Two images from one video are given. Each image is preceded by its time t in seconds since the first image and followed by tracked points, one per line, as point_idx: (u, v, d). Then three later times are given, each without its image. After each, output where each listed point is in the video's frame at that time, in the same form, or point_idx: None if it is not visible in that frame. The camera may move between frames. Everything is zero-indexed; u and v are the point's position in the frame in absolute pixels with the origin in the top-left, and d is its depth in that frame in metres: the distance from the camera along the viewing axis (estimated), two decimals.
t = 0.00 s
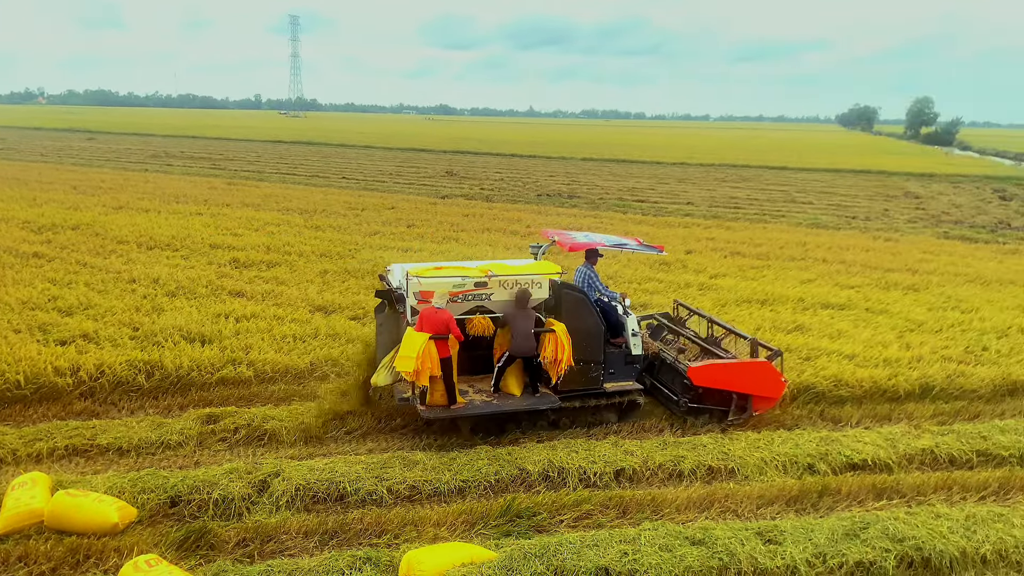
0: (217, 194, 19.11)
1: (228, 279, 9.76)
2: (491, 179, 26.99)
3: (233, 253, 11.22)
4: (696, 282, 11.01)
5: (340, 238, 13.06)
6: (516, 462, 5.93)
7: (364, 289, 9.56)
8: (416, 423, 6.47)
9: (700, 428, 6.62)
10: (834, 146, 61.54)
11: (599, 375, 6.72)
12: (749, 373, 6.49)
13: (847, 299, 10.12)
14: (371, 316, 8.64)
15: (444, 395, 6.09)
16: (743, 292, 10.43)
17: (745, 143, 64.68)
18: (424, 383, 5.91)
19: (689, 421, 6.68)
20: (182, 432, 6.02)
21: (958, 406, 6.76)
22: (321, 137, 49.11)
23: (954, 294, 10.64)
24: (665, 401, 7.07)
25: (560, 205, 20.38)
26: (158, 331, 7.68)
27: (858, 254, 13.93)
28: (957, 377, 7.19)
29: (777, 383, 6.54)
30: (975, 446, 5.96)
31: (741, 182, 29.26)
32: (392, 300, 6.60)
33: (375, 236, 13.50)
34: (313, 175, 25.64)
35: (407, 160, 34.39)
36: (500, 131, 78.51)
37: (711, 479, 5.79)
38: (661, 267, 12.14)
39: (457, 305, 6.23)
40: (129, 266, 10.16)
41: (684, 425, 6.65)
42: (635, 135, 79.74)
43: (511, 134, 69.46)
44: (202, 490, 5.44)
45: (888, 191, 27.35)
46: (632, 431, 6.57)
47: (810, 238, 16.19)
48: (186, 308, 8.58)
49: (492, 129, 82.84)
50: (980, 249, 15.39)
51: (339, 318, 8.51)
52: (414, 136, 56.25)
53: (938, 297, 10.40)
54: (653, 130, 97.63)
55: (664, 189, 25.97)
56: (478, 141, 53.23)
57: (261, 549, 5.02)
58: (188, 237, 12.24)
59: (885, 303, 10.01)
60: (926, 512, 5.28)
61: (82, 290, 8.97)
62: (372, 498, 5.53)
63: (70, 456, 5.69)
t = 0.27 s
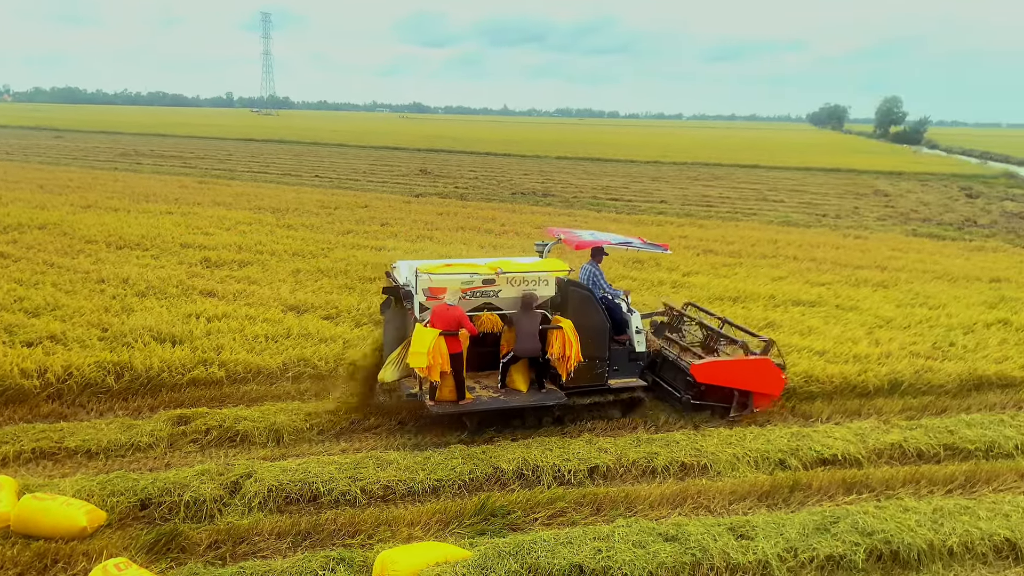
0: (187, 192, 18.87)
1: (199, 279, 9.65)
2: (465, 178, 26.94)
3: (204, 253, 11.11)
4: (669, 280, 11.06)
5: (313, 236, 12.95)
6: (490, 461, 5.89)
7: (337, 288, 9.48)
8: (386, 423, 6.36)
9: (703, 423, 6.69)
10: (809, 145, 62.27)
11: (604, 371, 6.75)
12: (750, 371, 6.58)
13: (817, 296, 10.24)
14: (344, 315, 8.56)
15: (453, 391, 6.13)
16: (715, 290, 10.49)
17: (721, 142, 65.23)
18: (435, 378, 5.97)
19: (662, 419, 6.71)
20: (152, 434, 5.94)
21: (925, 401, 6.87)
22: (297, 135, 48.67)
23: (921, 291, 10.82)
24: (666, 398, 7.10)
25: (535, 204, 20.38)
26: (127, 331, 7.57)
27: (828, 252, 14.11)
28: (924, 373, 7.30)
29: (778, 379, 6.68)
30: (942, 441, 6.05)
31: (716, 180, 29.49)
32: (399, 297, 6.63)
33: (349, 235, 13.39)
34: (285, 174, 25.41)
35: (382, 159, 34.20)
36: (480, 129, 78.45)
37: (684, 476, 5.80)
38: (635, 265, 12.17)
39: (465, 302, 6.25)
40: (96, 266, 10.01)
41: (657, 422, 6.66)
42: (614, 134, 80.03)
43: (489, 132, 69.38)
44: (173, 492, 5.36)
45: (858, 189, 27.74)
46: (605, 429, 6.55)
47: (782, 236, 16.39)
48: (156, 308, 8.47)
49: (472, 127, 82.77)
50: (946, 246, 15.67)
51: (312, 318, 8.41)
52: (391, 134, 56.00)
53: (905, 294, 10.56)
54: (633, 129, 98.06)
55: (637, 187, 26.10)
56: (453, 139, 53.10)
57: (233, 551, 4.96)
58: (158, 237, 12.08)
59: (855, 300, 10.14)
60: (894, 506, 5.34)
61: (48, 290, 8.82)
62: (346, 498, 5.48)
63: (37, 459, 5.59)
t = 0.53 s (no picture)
0: (156, 191, 18.61)
1: (168, 279, 9.53)
2: (438, 176, 26.85)
3: (174, 252, 10.99)
4: (642, 278, 11.10)
5: (284, 235, 12.81)
6: (464, 459, 5.85)
7: (309, 287, 9.38)
8: (355, 422, 6.26)
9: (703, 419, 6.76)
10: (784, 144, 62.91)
11: (606, 367, 6.76)
12: (749, 367, 6.63)
13: (788, 293, 10.34)
14: (317, 314, 8.48)
15: (457, 387, 6.18)
16: (688, 287, 10.56)
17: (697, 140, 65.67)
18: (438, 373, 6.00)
19: (635, 416, 6.73)
20: (121, 436, 5.85)
21: (893, 396, 6.98)
22: (271, 134, 48.12)
23: (889, 287, 10.98)
24: (666, 394, 7.16)
25: (508, 202, 20.36)
26: (95, 332, 7.46)
27: (798, 249, 14.26)
28: (892, 368, 7.41)
29: (778, 376, 6.71)
30: (910, 435, 6.14)
31: (691, 179, 29.67)
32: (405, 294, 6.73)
33: (321, 234, 13.26)
34: (256, 172, 25.15)
35: (357, 157, 33.94)
36: (459, 128, 78.29)
37: (657, 472, 5.81)
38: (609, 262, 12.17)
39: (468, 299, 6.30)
40: (62, 266, 9.84)
41: (631, 420, 6.68)
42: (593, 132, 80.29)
43: (467, 130, 69.26)
44: (142, 494, 5.27)
45: (829, 187, 28.10)
46: (578, 426, 6.53)
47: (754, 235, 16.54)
48: (124, 309, 8.36)
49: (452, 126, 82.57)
50: (913, 242, 15.93)
51: (284, 317, 8.30)
52: (367, 133, 55.64)
53: (873, 290, 10.71)
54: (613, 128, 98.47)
55: (610, 186, 26.20)
56: (428, 138, 52.85)
57: (204, 553, 4.89)
58: (127, 237, 11.91)
59: (824, 297, 10.26)
60: (863, 499, 5.40)
61: (13, 291, 8.67)
62: (318, 499, 5.42)
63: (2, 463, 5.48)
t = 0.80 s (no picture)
0: (123, 190, 18.30)
1: (136, 278, 9.39)
2: (411, 174, 26.73)
3: (142, 251, 10.84)
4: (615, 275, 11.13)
5: (254, 234, 12.66)
6: (437, 457, 5.80)
7: (281, 286, 9.27)
8: (326, 421, 6.19)
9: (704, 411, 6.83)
10: (760, 141, 63.53)
11: (608, 361, 6.87)
12: (747, 360, 6.72)
13: (758, 289, 10.44)
14: (289, 313, 8.39)
15: (464, 382, 6.11)
16: (660, 284, 10.60)
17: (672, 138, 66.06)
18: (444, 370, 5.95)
19: (608, 412, 6.71)
20: (88, 438, 5.75)
21: (862, 390, 7.08)
22: (243, 131, 47.53)
23: (857, 282, 11.14)
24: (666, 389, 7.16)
25: (482, 200, 20.34)
26: (61, 332, 7.32)
27: (768, 245, 14.42)
28: (861, 362, 7.52)
29: (776, 367, 6.84)
30: (879, 428, 6.24)
31: (666, 176, 29.82)
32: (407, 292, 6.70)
33: (292, 232, 13.14)
34: (227, 171, 24.85)
35: (331, 155, 33.64)
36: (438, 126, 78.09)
37: (630, 467, 5.81)
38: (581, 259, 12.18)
39: (472, 296, 6.30)
40: (24, 266, 9.63)
41: (604, 415, 6.67)
42: (572, 130, 80.45)
43: (445, 128, 69.06)
44: (110, 497, 5.17)
45: (799, 184, 28.45)
46: (552, 423, 6.50)
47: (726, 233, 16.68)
48: (91, 309, 8.22)
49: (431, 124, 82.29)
50: (880, 239, 16.19)
51: (256, 316, 8.21)
52: (343, 130, 55.24)
53: (841, 286, 10.85)
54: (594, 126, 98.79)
55: (584, 183, 26.26)
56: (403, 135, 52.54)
57: (174, 555, 4.81)
58: (92, 237, 11.69)
59: (794, 292, 10.37)
60: (833, 493, 5.46)
61: None
62: (291, 499, 5.35)
63: None
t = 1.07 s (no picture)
0: (89, 188, 17.98)
1: (103, 278, 9.24)
2: (383, 171, 26.63)
3: (109, 250, 10.68)
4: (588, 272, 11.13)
5: (222, 233, 12.51)
6: (410, 456, 5.74)
7: (251, 285, 9.17)
8: (298, 420, 6.11)
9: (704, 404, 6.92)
10: (736, 139, 64.04)
11: (611, 356, 6.87)
12: (744, 353, 6.80)
13: (729, 286, 10.51)
14: (260, 311, 8.29)
15: (472, 377, 6.13)
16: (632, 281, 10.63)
17: (648, 136, 66.39)
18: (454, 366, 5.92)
19: (582, 409, 6.70)
20: (54, 440, 5.64)
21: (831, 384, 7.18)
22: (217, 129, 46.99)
23: (826, 278, 11.28)
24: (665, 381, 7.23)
25: (454, 197, 20.30)
26: (26, 333, 7.19)
27: (739, 242, 14.55)
28: (831, 357, 7.62)
29: (774, 359, 6.93)
30: (848, 422, 6.32)
31: (640, 174, 29.97)
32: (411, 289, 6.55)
33: (261, 231, 13.00)
34: (196, 168, 24.52)
35: (305, 152, 33.34)
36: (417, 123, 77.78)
37: (603, 464, 5.81)
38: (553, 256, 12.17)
39: (479, 292, 6.37)
40: None
41: (578, 412, 6.65)
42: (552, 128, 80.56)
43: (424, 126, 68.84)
44: (77, 500, 5.07)
45: (768, 181, 28.79)
46: (525, 421, 6.47)
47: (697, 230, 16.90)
48: (57, 309, 8.08)
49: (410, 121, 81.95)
50: (848, 235, 16.43)
51: (227, 316, 8.11)
52: (320, 128, 54.86)
53: (810, 282, 10.98)
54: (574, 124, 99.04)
55: (558, 181, 26.31)
56: (379, 132, 52.25)
57: (144, 558, 4.72)
58: (56, 236, 11.48)
59: (764, 288, 10.47)
60: (803, 486, 5.51)
61: None
62: (262, 500, 5.28)
63: None
